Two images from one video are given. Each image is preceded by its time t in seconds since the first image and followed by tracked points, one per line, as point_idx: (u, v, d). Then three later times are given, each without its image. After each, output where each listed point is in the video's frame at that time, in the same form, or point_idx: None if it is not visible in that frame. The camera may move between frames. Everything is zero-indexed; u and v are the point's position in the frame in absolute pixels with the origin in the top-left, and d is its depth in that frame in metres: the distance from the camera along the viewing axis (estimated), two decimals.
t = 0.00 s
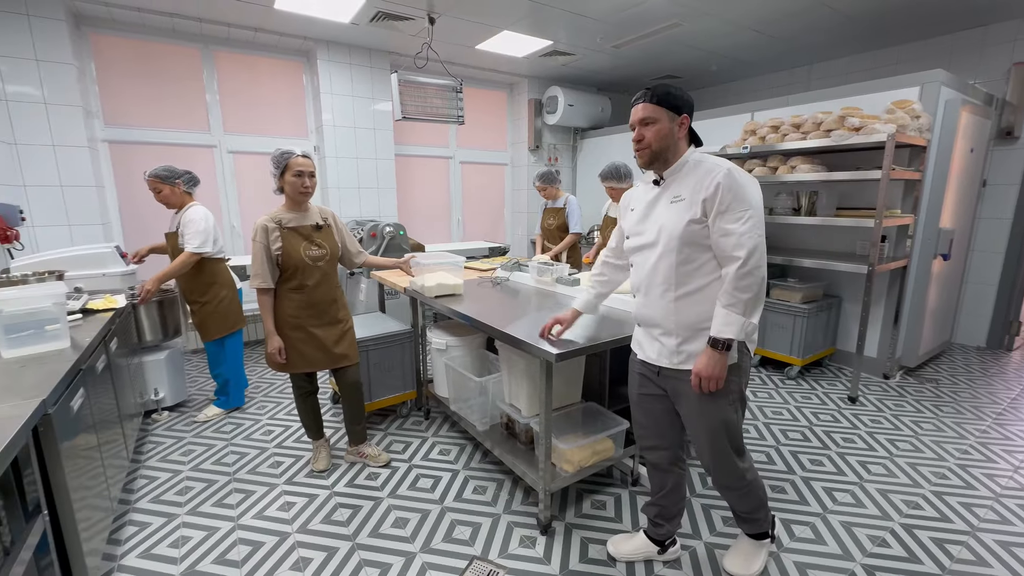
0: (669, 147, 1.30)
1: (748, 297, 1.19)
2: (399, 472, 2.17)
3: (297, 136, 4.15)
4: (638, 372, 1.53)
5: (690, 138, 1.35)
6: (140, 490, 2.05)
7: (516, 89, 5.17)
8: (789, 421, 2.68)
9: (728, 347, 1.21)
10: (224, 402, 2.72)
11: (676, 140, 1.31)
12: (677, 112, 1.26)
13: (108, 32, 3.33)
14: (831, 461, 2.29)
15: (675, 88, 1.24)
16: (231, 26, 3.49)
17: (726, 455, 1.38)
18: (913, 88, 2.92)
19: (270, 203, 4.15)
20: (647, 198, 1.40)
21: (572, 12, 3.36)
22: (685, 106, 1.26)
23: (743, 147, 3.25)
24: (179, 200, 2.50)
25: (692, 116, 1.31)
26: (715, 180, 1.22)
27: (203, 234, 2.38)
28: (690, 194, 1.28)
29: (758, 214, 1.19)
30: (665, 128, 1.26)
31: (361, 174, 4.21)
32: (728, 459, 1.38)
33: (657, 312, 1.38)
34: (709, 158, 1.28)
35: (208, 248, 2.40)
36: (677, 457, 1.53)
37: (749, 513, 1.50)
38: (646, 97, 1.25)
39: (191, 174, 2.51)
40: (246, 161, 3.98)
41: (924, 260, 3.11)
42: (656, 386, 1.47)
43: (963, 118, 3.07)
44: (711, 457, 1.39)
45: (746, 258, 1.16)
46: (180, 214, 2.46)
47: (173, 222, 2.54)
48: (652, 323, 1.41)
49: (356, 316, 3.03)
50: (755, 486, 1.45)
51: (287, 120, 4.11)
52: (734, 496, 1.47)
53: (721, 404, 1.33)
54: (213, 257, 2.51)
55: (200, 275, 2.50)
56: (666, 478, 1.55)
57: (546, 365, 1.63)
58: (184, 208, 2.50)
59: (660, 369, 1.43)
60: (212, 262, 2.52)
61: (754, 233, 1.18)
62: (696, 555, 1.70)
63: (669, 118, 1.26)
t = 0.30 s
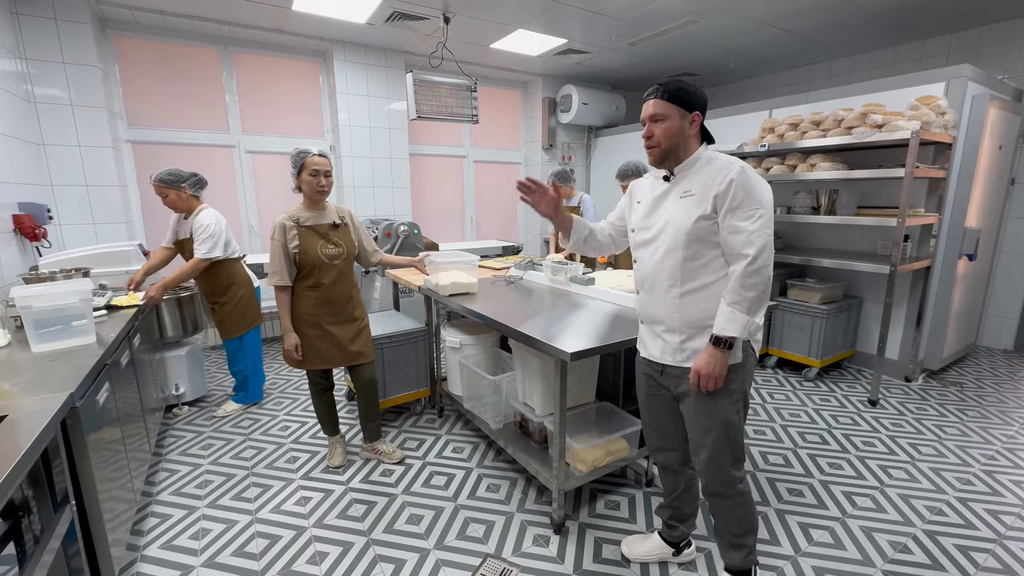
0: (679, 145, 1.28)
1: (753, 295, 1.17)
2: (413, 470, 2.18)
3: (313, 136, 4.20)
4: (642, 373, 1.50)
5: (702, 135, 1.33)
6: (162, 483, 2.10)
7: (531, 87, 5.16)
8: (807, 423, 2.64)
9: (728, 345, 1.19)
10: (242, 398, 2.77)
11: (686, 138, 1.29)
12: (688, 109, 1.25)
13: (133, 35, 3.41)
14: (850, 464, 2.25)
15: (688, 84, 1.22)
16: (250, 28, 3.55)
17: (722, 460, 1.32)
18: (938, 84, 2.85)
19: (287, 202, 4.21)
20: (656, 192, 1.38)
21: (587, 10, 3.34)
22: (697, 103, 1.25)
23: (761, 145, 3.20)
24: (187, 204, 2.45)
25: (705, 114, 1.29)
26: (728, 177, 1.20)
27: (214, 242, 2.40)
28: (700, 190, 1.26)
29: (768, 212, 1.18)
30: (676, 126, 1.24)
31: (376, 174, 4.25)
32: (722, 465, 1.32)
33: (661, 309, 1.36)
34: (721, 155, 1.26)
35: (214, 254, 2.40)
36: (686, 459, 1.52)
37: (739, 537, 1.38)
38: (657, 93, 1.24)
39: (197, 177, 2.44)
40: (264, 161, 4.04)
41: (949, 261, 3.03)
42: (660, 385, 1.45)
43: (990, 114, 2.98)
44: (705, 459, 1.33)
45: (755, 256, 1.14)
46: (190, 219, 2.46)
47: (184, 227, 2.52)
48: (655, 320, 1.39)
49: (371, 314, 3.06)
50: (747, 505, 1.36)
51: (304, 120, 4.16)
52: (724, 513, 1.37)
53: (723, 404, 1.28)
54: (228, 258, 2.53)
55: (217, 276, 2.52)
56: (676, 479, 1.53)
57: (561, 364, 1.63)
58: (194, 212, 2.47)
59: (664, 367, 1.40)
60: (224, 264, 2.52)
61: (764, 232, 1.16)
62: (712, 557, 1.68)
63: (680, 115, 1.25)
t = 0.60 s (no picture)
0: (698, 141, 1.25)
1: (768, 306, 1.15)
2: (421, 469, 2.19)
3: (323, 136, 4.22)
4: (649, 373, 1.49)
5: (726, 134, 1.29)
6: (173, 480, 2.12)
7: (539, 87, 5.15)
8: (817, 425, 2.62)
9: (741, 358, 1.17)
10: (252, 396, 2.79)
11: (708, 135, 1.26)
12: (710, 105, 1.22)
13: (145, 36, 3.45)
14: (862, 467, 2.22)
15: (712, 80, 1.20)
16: (259, 30, 3.57)
17: (716, 470, 1.30)
18: (953, 82, 2.81)
19: (296, 201, 4.24)
20: (674, 190, 1.36)
21: (596, 9, 3.33)
22: (721, 99, 1.22)
23: (772, 144, 3.17)
24: (194, 207, 2.47)
25: (730, 112, 1.26)
26: (748, 182, 1.17)
27: (226, 244, 2.42)
28: (718, 192, 1.23)
29: (788, 221, 1.15)
30: (695, 121, 1.22)
31: (384, 173, 4.26)
32: (716, 475, 1.30)
33: (668, 311, 1.34)
34: (742, 158, 1.23)
35: (229, 256, 2.42)
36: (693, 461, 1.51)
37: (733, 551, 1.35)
38: (680, 86, 1.21)
39: (203, 178, 2.46)
40: (273, 161, 4.07)
41: (963, 261, 2.98)
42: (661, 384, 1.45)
43: (1006, 112, 2.93)
44: (699, 467, 1.32)
45: (773, 266, 1.12)
46: (200, 221, 2.47)
47: (192, 229, 2.55)
48: (661, 320, 1.38)
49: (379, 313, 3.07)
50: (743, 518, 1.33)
51: (312, 120, 4.18)
52: (717, 524, 1.35)
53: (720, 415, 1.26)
54: (238, 259, 2.55)
55: (227, 277, 2.54)
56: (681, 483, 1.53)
57: (568, 364, 1.63)
58: (202, 215, 2.50)
59: (668, 367, 1.39)
60: (234, 265, 2.54)
61: (782, 241, 1.14)
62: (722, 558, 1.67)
63: (701, 110, 1.22)
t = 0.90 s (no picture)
0: (707, 139, 1.22)
1: (764, 323, 1.09)
2: (423, 469, 2.18)
3: (325, 136, 4.23)
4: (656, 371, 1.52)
5: (747, 131, 1.19)
6: (176, 480, 2.13)
7: (540, 86, 5.15)
8: (821, 425, 2.61)
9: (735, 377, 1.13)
10: (255, 396, 2.80)
11: (719, 132, 1.20)
12: (718, 101, 1.16)
13: (147, 37, 3.46)
14: (865, 467, 2.21)
15: (725, 74, 1.14)
16: (261, 30, 3.57)
17: (710, 481, 1.28)
18: (958, 80, 2.79)
19: (299, 202, 4.25)
20: (696, 188, 1.31)
21: (598, 8, 3.33)
22: (731, 94, 1.15)
23: (774, 143, 3.16)
24: (196, 208, 2.48)
25: (749, 109, 1.17)
26: (752, 186, 1.09)
27: (229, 245, 2.42)
28: (727, 194, 1.18)
29: (792, 232, 1.06)
30: (700, 118, 1.19)
31: (386, 173, 4.26)
32: (713, 487, 1.28)
33: (672, 313, 1.33)
34: (764, 160, 1.14)
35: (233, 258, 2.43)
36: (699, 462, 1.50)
37: (746, 563, 1.32)
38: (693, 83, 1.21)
39: (205, 179, 2.47)
40: (276, 161, 4.08)
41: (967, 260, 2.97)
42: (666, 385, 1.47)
43: (1011, 110, 2.91)
44: (696, 476, 1.30)
45: (765, 280, 1.06)
46: (201, 222, 2.48)
47: (193, 230, 2.55)
48: (667, 320, 1.37)
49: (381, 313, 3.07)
50: (751, 529, 1.29)
51: (315, 121, 4.19)
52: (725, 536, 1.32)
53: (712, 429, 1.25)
54: (239, 260, 2.55)
55: (228, 278, 2.55)
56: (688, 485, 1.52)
57: (569, 364, 1.62)
58: (202, 215, 2.50)
59: (671, 367, 1.40)
60: (236, 267, 2.55)
61: (779, 254, 1.06)
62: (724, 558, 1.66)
63: (707, 107, 1.18)
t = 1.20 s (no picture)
0: (738, 135, 1.15)
1: (768, 339, 1.03)
2: (419, 469, 2.18)
3: (321, 136, 4.22)
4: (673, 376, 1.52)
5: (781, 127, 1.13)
6: (172, 481, 2.12)
7: (536, 86, 5.14)
8: (817, 423, 2.62)
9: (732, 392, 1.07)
10: (250, 397, 2.78)
11: (751, 128, 1.14)
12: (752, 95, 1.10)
13: (141, 37, 3.44)
14: (860, 465, 2.22)
15: (761, 64, 1.07)
16: (256, 29, 3.56)
17: (734, 484, 1.24)
18: (951, 79, 2.81)
19: (294, 202, 4.23)
20: (726, 187, 1.25)
21: (593, 8, 3.33)
22: (766, 87, 1.08)
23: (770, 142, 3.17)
24: (192, 209, 2.46)
25: (785, 104, 1.10)
26: (772, 191, 1.03)
27: (225, 247, 2.41)
28: (749, 197, 1.12)
29: (811, 243, 0.99)
30: (732, 112, 1.13)
31: (381, 173, 4.26)
32: (732, 488, 1.25)
33: (689, 317, 1.31)
34: (795, 163, 1.07)
35: (230, 259, 2.42)
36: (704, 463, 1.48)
37: (760, 566, 1.28)
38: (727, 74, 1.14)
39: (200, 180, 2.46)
40: (271, 162, 4.06)
41: (961, 258, 2.99)
42: (683, 392, 1.45)
43: (1003, 109, 2.93)
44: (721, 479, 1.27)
45: (772, 292, 1.00)
46: (196, 224, 2.46)
47: (187, 232, 2.53)
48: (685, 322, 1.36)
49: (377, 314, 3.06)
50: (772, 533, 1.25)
51: (310, 121, 4.17)
52: (742, 536, 1.29)
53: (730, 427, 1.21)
54: (236, 261, 2.54)
55: (225, 278, 2.54)
56: (687, 486, 1.52)
57: (567, 364, 1.62)
58: (198, 217, 2.48)
59: (686, 374, 1.42)
60: (233, 268, 2.54)
61: (793, 266, 0.99)
62: (719, 558, 1.67)
63: (741, 101, 1.12)
